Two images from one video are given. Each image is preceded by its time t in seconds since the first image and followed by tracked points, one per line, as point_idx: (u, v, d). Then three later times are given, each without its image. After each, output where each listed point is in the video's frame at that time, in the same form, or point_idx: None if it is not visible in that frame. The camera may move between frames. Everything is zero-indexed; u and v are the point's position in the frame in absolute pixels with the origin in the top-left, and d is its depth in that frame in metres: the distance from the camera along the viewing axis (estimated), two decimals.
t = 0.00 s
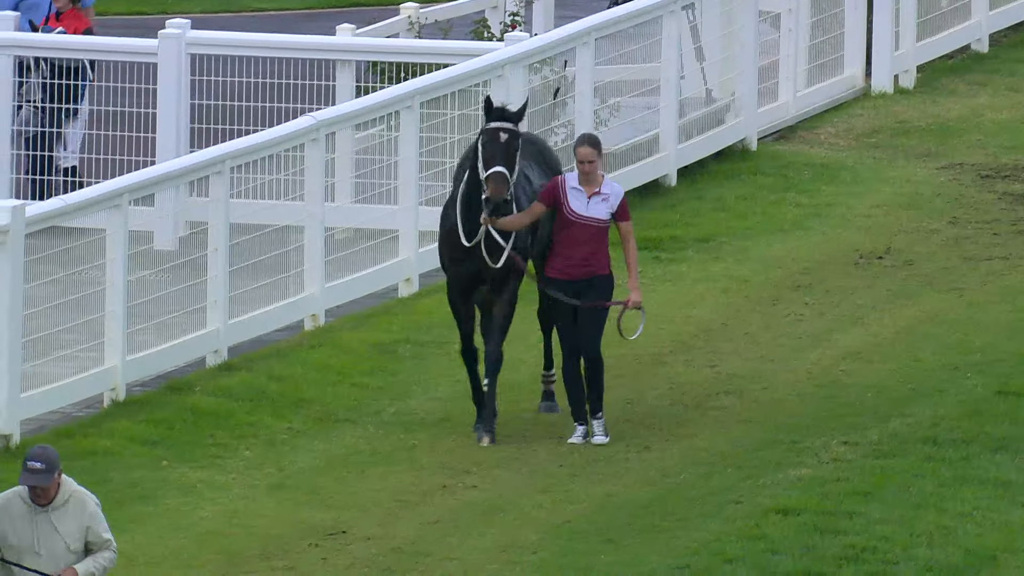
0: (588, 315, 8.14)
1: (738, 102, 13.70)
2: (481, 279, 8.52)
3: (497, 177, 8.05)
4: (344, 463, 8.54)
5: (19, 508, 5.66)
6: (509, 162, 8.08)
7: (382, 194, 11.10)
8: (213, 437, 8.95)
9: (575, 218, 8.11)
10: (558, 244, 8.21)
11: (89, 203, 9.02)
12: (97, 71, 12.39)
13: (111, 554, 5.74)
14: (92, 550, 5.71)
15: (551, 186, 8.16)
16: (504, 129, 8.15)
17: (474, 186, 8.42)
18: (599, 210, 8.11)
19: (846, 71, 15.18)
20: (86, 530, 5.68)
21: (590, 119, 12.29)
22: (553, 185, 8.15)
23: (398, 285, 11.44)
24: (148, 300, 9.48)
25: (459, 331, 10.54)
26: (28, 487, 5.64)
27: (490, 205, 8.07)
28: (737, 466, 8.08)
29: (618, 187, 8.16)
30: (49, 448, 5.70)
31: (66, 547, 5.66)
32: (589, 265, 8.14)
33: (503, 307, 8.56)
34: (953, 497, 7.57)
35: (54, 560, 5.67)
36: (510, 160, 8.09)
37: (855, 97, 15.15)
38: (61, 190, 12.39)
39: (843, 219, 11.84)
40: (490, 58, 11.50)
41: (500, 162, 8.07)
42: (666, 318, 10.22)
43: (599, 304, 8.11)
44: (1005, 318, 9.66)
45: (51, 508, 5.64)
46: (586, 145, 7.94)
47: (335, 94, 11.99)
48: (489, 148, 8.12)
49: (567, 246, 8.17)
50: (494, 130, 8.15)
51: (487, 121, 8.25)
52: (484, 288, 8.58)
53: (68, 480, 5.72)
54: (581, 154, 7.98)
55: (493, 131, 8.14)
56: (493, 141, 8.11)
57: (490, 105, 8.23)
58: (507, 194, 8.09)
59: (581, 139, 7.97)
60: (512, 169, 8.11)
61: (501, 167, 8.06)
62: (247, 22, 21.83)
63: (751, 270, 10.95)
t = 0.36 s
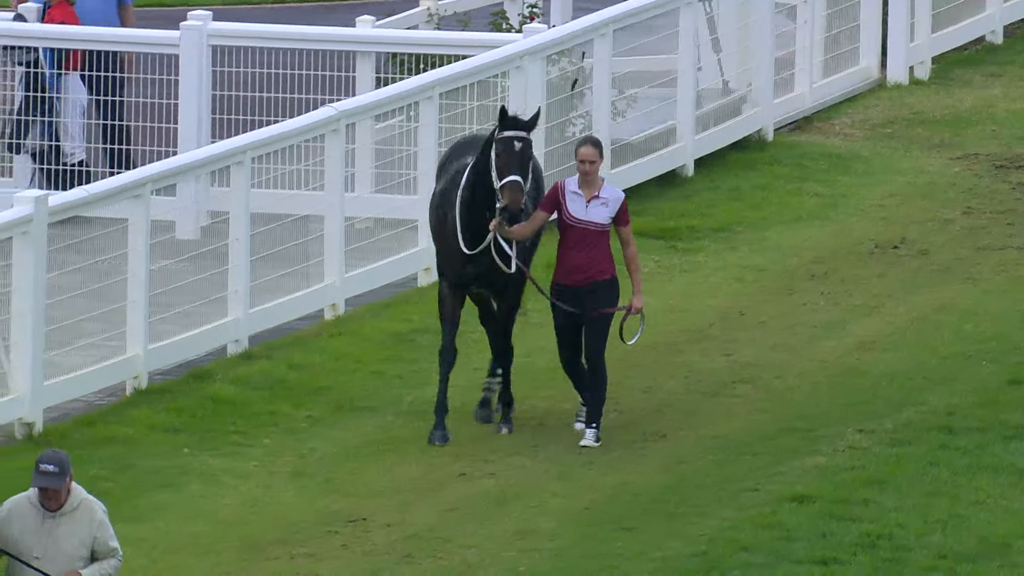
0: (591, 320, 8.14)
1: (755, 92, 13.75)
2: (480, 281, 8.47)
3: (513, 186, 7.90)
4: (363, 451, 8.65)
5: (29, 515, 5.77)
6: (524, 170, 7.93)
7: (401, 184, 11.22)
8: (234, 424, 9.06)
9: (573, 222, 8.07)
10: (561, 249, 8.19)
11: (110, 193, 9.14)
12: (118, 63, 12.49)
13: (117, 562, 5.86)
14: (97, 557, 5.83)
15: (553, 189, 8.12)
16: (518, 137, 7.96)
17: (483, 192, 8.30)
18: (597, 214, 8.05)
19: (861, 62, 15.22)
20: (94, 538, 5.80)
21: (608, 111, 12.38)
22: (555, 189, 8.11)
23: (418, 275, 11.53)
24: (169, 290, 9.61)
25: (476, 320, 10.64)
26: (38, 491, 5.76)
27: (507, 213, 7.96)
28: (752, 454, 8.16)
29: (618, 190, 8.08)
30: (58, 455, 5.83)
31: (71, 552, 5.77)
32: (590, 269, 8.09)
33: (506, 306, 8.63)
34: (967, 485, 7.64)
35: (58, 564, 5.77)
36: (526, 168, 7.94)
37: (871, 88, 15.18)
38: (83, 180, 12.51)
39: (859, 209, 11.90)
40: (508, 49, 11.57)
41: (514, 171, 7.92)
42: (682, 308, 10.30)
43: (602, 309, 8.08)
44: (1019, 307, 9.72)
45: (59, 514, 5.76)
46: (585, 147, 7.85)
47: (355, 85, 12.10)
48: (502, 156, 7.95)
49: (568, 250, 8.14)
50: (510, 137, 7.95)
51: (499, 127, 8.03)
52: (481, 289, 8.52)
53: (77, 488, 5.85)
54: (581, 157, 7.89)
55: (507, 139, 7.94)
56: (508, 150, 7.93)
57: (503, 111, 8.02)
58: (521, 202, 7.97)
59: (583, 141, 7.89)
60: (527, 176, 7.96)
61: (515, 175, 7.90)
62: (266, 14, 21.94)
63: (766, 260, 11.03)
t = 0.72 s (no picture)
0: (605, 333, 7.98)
1: (789, 89, 13.78)
2: (487, 285, 8.46)
3: (530, 178, 7.85)
4: (399, 445, 8.74)
5: (50, 515, 5.36)
6: (542, 163, 7.89)
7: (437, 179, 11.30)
8: (272, 418, 9.16)
9: (587, 235, 7.87)
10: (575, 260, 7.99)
11: (147, 188, 9.28)
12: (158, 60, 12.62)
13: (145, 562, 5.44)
14: (124, 558, 5.42)
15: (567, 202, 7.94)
16: (536, 131, 7.91)
17: (496, 192, 8.26)
18: (612, 226, 7.86)
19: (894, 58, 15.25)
20: (119, 538, 5.40)
21: (643, 106, 12.47)
22: (569, 202, 7.93)
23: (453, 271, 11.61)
24: (208, 285, 9.71)
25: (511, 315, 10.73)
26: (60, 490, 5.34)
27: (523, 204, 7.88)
28: (785, 448, 8.22)
29: (633, 203, 7.89)
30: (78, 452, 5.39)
31: (98, 552, 5.37)
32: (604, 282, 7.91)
33: (510, 309, 8.41)
34: (1000, 478, 7.69)
35: (86, 565, 5.37)
36: (544, 161, 7.90)
37: (904, 85, 15.21)
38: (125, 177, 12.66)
39: (892, 205, 11.95)
40: (543, 46, 11.65)
41: (533, 163, 7.87)
42: (716, 303, 10.37)
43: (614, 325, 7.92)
44: None
45: (84, 514, 5.35)
46: (600, 157, 7.68)
47: (391, 82, 12.21)
48: (520, 150, 7.90)
49: (581, 263, 7.95)
50: (527, 131, 7.90)
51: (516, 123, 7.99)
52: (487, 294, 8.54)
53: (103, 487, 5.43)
54: (596, 166, 7.72)
55: (525, 133, 7.90)
56: (526, 143, 7.88)
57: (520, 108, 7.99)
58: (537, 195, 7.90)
59: (597, 150, 7.72)
60: (545, 169, 7.91)
61: (534, 167, 7.86)
62: (302, 12, 22.09)
63: (800, 255, 11.08)
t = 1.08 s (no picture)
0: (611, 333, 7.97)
1: (816, 86, 13.80)
2: (503, 292, 8.41)
3: (548, 189, 7.84)
4: (427, 441, 8.81)
5: (65, 518, 5.54)
6: (558, 173, 7.88)
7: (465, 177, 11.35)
8: (301, 415, 9.24)
9: (593, 237, 7.93)
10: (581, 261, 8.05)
11: (178, 185, 9.36)
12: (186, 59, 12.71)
13: (156, 564, 5.62)
14: (137, 562, 5.58)
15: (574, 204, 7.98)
16: (550, 143, 7.91)
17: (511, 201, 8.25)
18: (618, 227, 7.91)
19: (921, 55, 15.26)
20: (132, 542, 5.56)
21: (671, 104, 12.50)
22: (575, 204, 7.97)
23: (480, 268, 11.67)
24: (238, 281, 9.81)
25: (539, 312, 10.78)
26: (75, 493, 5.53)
27: (541, 215, 7.89)
28: (811, 445, 8.26)
29: (640, 204, 7.92)
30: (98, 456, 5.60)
31: (110, 556, 5.53)
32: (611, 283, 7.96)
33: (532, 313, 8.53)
34: None
35: (96, 569, 5.53)
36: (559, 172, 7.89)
37: (931, 82, 15.22)
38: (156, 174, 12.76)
39: (918, 202, 11.97)
40: (572, 44, 11.72)
41: (548, 174, 7.87)
42: (742, 300, 10.41)
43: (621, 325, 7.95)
44: None
45: (97, 517, 5.53)
46: (607, 159, 7.67)
47: (420, 79, 12.34)
48: (536, 161, 7.90)
49: (588, 264, 8.01)
50: (541, 143, 7.90)
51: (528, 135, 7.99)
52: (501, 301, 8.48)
53: (116, 491, 5.61)
54: (603, 167, 7.69)
55: (539, 145, 7.90)
56: (540, 155, 7.88)
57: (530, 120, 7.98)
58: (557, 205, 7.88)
59: (604, 151, 7.70)
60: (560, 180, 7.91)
61: (549, 178, 7.85)
62: (332, 9, 22.18)
63: (826, 252, 11.12)
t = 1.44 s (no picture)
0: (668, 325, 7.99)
1: (892, 70, 13.73)
2: (559, 286, 8.47)
3: (594, 187, 7.92)
4: (502, 426, 8.90)
5: (136, 509, 5.20)
6: (606, 171, 7.95)
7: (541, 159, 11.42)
8: (376, 398, 9.34)
9: (652, 224, 7.94)
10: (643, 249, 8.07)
11: (255, 169, 9.49)
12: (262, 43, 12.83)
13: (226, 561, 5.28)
14: (207, 556, 5.25)
15: (635, 192, 8.03)
16: (602, 139, 7.99)
17: (564, 199, 8.30)
18: (676, 216, 7.90)
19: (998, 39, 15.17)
20: (203, 536, 5.22)
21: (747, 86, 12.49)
22: (636, 192, 8.02)
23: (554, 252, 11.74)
24: (314, 264, 9.94)
25: (612, 295, 10.83)
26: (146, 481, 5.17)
27: (586, 213, 7.98)
28: (885, 428, 8.27)
29: (700, 192, 7.91)
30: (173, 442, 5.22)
31: (181, 550, 5.19)
32: (669, 271, 7.96)
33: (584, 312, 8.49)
34: None
35: (166, 563, 5.19)
36: (608, 170, 7.96)
37: (1008, 66, 15.13)
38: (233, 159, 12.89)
39: (994, 185, 11.91)
40: (647, 27, 11.78)
41: (597, 172, 7.94)
42: (817, 285, 10.42)
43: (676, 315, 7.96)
44: None
45: (170, 509, 5.18)
46: (662, 148, 7.72)
47: (495, 63, 12.39)
48: (587, 158, 7.99)
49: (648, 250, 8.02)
50: (593, 139, 7.99)
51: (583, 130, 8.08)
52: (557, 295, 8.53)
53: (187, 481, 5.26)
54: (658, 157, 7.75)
55: (590, 142, 7.98)
56: (590, 152, 7.97)
57: (586, 115, 8.06)
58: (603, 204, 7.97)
59: (660, 141, 7.75)
60: (610, 178, 7.98)
61: (597, 177, 7.93)
62: None
63: (902, 236, 11.10)
